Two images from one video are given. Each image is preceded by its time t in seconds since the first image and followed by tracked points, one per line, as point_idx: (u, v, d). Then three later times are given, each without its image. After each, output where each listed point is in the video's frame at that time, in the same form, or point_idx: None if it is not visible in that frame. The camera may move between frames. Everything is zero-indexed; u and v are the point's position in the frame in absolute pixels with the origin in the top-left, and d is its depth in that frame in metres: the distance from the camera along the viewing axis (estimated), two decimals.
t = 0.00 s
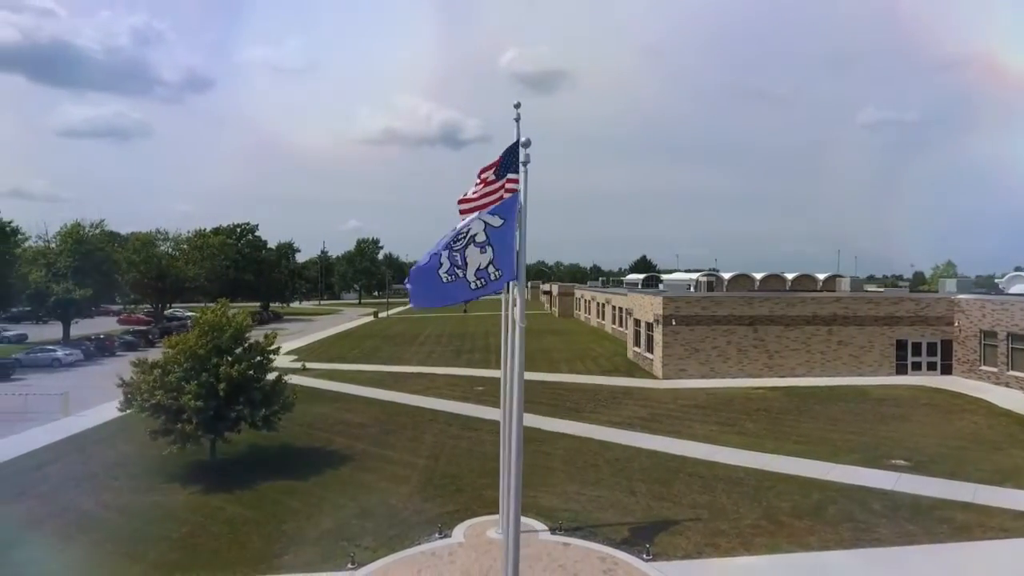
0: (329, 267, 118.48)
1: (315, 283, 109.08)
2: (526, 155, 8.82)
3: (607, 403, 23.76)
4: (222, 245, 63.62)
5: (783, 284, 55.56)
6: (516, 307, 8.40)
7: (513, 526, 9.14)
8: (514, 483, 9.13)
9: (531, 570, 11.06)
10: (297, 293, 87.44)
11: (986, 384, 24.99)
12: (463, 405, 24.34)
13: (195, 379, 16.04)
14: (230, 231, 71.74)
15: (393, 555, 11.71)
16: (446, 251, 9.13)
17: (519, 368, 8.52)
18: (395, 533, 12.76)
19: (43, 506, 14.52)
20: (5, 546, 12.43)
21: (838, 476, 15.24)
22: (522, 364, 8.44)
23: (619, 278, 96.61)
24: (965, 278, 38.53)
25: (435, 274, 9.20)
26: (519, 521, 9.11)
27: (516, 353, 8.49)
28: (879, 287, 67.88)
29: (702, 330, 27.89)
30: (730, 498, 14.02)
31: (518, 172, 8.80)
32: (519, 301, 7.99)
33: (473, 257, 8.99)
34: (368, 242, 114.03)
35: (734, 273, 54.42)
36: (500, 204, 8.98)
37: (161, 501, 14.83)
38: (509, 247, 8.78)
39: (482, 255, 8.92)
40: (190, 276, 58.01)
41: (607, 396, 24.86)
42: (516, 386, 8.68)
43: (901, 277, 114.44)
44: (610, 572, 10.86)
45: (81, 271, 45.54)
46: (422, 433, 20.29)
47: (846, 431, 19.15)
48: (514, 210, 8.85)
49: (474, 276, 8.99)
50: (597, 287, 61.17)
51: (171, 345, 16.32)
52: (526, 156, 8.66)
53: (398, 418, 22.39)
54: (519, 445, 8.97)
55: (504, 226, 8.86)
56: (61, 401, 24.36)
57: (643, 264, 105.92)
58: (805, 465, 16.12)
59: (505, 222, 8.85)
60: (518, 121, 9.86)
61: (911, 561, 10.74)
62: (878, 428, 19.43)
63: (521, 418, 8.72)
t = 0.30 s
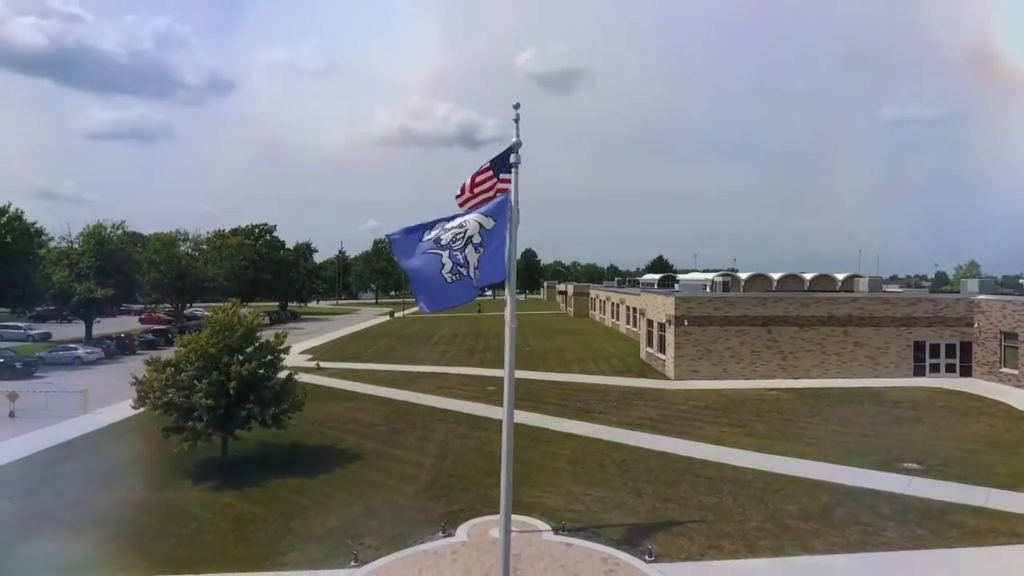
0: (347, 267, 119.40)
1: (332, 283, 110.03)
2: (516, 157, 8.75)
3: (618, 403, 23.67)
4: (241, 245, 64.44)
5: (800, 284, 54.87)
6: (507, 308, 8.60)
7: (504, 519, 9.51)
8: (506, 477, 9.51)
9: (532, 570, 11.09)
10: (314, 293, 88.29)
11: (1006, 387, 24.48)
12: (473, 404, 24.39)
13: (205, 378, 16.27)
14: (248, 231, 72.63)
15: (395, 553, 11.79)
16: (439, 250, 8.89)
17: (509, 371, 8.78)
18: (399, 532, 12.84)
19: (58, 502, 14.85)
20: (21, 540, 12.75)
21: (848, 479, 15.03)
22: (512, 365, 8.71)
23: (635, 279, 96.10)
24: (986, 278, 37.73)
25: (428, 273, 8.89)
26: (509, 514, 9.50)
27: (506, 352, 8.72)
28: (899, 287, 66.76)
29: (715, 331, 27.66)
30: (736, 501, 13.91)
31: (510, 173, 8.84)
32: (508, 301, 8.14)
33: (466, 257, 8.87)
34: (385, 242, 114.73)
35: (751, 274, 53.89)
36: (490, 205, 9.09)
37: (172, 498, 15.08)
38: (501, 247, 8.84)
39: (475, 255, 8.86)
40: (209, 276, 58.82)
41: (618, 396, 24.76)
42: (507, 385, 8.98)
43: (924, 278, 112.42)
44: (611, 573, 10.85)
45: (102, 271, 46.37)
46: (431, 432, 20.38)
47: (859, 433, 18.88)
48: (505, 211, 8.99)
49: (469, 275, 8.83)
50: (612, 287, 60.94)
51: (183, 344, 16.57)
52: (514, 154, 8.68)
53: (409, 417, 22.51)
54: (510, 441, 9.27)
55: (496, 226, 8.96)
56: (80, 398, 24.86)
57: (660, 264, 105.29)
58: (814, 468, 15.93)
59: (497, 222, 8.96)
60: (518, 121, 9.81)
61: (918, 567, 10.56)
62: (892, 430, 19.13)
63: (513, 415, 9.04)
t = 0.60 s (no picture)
0: (363, 267, 120.19)
1: (348, 283, 110.80)
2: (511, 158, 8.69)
3: (628, 404, 23.58)
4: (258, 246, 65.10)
5: (817, 284, 54.22)
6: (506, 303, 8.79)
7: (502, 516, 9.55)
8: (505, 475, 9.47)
9: (535, 570, 11.09)
10: (330, 293, 88.99)
11: None
12: (483, 404, 24.43)
13: (217, 377, 16.50)
14: (265, 232, 73.38)
15: (400, 552, 11.86)
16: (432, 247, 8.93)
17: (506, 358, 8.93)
18: (404, 530, 12.92)
19: (73, 497, 15.14)
20: (37, 535, 13.03)
21: (859, 481, 14.85)
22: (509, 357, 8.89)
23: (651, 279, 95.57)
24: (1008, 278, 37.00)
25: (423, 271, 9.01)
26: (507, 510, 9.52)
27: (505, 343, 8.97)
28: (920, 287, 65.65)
29: (727, 331, 27.45)
30: (744, 502, 13.81)
31: (505, 173, 8.81)
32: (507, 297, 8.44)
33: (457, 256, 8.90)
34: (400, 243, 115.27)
35: (767, 274, 53.37)
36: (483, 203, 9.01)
37: (184, 495, 15.31)
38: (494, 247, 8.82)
39: (467, 255, 8.89)
40: (227, 277, 59.55)
41: (628, 397, 24.67)
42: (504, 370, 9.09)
43: (946, 278, 110.52)
44: (614, 573, 10.83)
45: (122, 271, 47.15)
46: (440, 432, 20.45)
47: (872, 435, 18.63)
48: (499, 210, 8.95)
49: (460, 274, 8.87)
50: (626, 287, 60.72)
51: (195, 343, 16.82)
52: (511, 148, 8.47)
53: (419, 416, 22.60)
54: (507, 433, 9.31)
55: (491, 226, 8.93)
56: (97, 396, 25.31)
57: (676, 264, 104.59)
58: (825, 470, 15.74)
59: (491, 219, 8.93)
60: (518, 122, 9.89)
61: (927, 571, 10.40)
62: (907, 432, 18.85)
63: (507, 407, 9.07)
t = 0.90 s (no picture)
0: (384, 267, 121.05)
1: (370, 283, 111.66)
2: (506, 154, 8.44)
3: (643, 405, 23.42)
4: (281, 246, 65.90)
5: (841, 284, 53.33)
6: (499, 314, 8.36)
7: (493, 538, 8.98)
8: (498, 495, 9.07)
9: (540, 570, 11.10)
10: (351, 293, 89.76)
11: None
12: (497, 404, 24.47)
13: (232, 376, 16.75)
14: (288, 232, 74.25)
15: (407, 550, 11.95)
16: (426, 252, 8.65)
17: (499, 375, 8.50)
18: (412, 528, 13.02)
19: (92, 493, 15.48)
20: (57, 529, 13.39)
21: (875, 484, 14.58)
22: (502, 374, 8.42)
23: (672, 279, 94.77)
24: None
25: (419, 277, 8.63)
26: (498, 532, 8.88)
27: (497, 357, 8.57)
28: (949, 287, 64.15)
29: (745, 331, 27.14)
30: (755, 504, 13.66)
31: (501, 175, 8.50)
32: (501, 310, 8.05)
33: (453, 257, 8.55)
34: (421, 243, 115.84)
35: (789, 274, 52.60)
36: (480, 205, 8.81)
37: (199, 491, 15.57)
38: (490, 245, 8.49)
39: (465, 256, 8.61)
40: (249, 276, 60.38)
41: (643, 397, 24.51)
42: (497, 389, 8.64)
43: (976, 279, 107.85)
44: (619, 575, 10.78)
45: (148, 271, 48.06)
46: (453, 430, 20.54)
47: (890, 438, 18.29)
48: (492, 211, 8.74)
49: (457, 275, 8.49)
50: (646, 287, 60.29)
51: (212, 342, 17.13)
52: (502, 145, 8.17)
53: (433, 415, 22.72)
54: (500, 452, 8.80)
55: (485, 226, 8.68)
56: (120, 394, 25.85)
57: (697, 264, 103.59)
58: (840, 473, 15.49)
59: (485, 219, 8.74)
60: (519, 123, 10.02)
61: None
62: (927, 435, 18.46)
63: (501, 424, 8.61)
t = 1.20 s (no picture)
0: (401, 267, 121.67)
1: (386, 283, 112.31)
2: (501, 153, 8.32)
3: (654, 405, 23.29)
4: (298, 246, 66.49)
5: (860, 284, 52.59)
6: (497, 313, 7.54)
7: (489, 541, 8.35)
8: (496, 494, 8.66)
9: (544, 569, 11.09)
10: (368, 293, 90.45)
11: None
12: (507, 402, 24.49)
13: (244, 374, 16.99)
14: (305, 232, 74.97)
15: (412, 548, 12.00)
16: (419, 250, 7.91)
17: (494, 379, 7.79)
18: (419, 526, 13.10)
19: (106, 489, 15.76)
20: (72, 524, 13.64)
21: (887, 487, 14.36)
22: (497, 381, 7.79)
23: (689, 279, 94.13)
24: None
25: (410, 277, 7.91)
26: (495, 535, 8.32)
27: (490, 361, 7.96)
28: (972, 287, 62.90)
29: (758, 332, 26.87)
30: (763, 506, 13.53)
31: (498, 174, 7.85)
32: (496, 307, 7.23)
33: (448, 257, 7.81)
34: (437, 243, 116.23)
35: (806, 274, 52.02)
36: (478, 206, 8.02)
37: (210, 488, 15.78)
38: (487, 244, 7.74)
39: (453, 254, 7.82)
40: (267, 277, 61.05)
41: (655, 398, 24.36)
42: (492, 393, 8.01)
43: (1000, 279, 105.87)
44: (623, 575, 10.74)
45: (167, 271, 48.79)
46: (464, 430, 20.60)
47: (905, 441, 18.01)
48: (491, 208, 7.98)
49: (451, 275, 7.75)
50: (661, 287, 60.00)
51: (225, 341, 17.35)
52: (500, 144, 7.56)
53: (444, 414, 22.80)
54: (496, 454, 8.08)
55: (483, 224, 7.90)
56: (137, 392, 26.27)
57: (714, 264, 102.81)
58: (851, 476, 15.27)
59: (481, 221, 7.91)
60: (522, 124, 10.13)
61: None
62: (944, 438, 18.16)
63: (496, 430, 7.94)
